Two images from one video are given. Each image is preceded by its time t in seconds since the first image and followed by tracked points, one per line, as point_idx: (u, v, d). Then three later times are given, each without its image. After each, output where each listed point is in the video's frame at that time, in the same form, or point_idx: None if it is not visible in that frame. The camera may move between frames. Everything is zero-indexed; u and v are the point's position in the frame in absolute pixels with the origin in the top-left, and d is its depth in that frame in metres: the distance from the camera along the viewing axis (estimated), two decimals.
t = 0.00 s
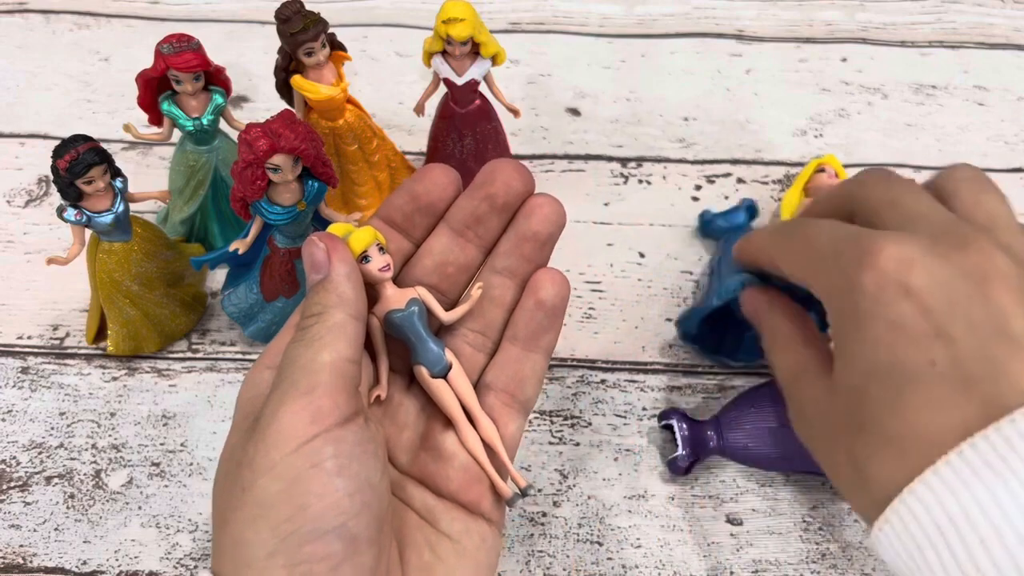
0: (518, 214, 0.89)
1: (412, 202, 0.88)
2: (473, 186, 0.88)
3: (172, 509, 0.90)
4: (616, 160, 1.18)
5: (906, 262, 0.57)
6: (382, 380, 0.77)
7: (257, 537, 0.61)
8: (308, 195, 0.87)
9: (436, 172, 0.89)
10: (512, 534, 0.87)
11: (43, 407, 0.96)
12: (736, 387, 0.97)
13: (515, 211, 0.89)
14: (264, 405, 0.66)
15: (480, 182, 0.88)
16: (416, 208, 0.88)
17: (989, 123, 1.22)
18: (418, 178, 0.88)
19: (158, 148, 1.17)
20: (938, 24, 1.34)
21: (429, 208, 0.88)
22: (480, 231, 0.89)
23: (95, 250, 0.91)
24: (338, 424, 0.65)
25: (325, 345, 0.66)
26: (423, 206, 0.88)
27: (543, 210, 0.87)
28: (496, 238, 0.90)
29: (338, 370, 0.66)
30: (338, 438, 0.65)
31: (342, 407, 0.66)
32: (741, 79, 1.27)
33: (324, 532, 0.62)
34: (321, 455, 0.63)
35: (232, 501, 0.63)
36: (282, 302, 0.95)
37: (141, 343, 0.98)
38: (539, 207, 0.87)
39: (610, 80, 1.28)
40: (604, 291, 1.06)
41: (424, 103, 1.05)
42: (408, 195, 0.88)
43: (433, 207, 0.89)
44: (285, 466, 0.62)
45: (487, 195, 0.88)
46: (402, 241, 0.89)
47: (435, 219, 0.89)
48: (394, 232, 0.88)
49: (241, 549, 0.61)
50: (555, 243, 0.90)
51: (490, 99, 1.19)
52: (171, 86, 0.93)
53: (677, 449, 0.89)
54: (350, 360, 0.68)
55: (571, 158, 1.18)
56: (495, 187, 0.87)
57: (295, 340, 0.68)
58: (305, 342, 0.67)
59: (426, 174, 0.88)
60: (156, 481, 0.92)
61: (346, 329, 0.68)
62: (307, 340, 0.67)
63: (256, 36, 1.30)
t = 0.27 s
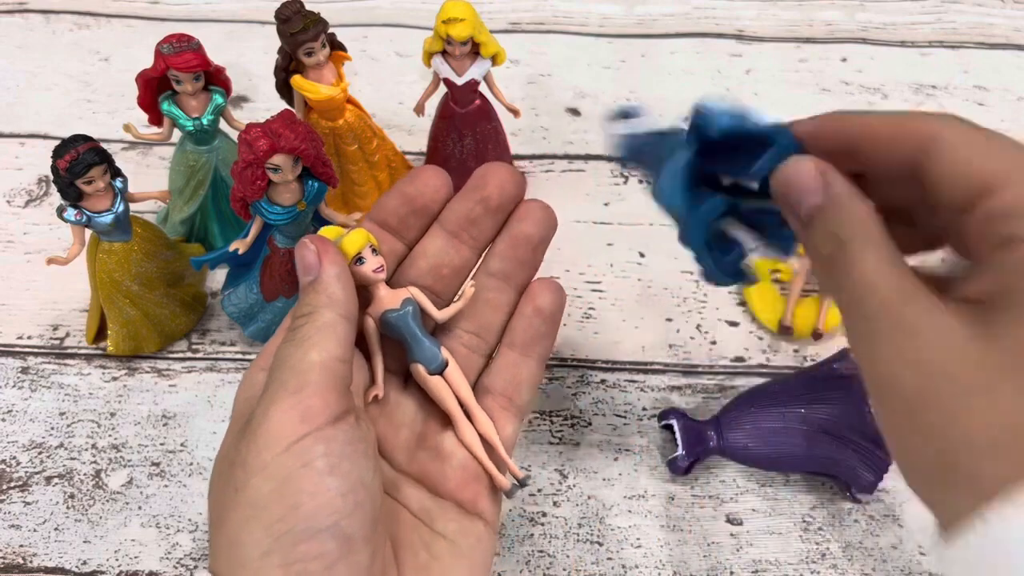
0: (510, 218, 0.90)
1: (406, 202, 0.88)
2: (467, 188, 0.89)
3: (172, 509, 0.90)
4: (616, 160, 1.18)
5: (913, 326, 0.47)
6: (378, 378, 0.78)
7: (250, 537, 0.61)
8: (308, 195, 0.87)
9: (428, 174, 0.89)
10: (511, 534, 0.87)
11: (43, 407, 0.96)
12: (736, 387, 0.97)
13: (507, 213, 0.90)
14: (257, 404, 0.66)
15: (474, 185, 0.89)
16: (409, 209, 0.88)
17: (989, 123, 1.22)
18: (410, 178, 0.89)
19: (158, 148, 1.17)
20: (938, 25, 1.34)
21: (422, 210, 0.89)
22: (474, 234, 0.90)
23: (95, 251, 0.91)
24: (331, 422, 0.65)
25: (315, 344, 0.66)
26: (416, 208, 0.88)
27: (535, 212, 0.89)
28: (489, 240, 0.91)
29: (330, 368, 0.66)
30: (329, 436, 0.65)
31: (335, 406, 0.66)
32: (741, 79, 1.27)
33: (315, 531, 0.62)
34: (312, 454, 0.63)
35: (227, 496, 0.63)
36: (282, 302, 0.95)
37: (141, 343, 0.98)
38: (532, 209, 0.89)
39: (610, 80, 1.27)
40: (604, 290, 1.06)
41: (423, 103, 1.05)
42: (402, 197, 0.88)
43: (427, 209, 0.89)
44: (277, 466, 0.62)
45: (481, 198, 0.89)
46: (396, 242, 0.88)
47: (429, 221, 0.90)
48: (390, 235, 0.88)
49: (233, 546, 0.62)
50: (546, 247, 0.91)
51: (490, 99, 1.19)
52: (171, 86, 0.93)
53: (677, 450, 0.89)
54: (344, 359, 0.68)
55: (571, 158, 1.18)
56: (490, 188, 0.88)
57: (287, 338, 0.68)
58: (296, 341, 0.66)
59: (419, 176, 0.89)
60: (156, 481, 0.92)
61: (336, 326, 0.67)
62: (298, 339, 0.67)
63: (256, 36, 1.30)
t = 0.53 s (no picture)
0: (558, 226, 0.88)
1: (440, 198, 0.87)
2: (515, 190, 0.87)
3: (172, 508, 0.90)
4: (616, 160, 1.18)
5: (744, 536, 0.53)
6: (405, 384, 0.74)
7: (267, 559, 0.61)
8: (308, 195, 0.87)
9: (468, 170, 0.88)
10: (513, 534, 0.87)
11: (43, 407, 0.96)
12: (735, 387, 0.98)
13: (555, 221, 0.88)
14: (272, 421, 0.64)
15: (523, 189, 0.86)
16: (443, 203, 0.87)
17: (989, 123, 1.22)
18: (445, 173, 0.88)
19: (158, 148, 1.17)
20: (938, 25, 1.34)
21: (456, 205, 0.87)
22: (514, 236, 0.88)
23: (95, 250, 0.91)
24: (344, 440, 0.62)
25: (327, 354, 0.63)
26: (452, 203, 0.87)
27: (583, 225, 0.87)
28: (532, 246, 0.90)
29: (344, 380, 0.63)
30: (344, 456, 0.62)
31: (351, 421, 0.63)
32: (741, 80, 1.27)
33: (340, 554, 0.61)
34: (329, 476, 0.61)
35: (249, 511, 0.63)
36: (282, 302, 0.95)
37: (141, 343, 0.98)
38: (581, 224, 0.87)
39: (610, 80, 1.27)
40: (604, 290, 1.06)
41: (423, 103, 1.06)
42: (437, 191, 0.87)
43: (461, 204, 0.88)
44: (291, 490, 0.61)
45: (528, 203, 0.86)
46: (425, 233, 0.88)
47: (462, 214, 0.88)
48: (417, 227, 0.87)
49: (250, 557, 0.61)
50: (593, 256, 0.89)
51: (490, 99, 1.19)
52: (171, 86, 0.93)
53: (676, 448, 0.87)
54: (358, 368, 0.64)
55: (571, 158, 1.18)
56: (537, 195, 0.86)
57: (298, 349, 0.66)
58: (308, 351, 0.64)
59: (458, 170, 0.88)
60: (156, 481, 0.92)
61: (347, 335, 0.64)
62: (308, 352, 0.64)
63: (256, 36, 1.30)
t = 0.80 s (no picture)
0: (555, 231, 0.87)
1: (434, 196, 0.86)
2: (513, 200, 0.84)
3: (171, 509, 0.90)
4: (616, 160, 1.18)
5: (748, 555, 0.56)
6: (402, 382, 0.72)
7: None
8: (308, 195, 0.87)
9: (466, 169, 0.87)
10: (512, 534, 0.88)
11: (42, 407, 0.96)
12: (735, 387, 0.98)
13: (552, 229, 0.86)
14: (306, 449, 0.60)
15: (521, 199, 0.83)
16: (440, 202, 0.86)
17: (989, 123, 1.22)
18: (446, 172, 0.86)
19: (158, 148, 1.17)
20: (938, 24, 1.34)
21: (451, 205, 0.87)
22: (510, 243, 0.86)
23: (94, 251, 0.91)
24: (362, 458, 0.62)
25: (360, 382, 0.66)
26: (447, 202, 0.86)
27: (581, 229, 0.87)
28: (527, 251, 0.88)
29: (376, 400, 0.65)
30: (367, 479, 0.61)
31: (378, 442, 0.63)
32: (742, 80, 1.27)
33: None
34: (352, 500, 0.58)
35: (268, 544, 0.56)
36: (282, 302, 0.95)
37: (141, 343, 0.98)
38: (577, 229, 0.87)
39: (610, 80, 1.27)
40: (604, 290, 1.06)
41: (424, 103, 1.06)
42: (433, 191, 0.86)
43: (457, 203, 0.87)
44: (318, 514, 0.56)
45: (526, 214, 0.83)
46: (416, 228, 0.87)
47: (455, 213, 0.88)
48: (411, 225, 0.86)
49: None
50: (587, 259, 0.89)
51: (490, 99, 1.19)
52: (170, 86, 0.93)
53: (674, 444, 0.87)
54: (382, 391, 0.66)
55: (571, 158, 1.18)
56: (534, 206, 0.83)
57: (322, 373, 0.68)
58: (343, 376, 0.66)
59: (456, 170, 0.86)
60: (155, 481, 0.92)
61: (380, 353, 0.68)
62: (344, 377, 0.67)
63: (256, 36, 1.30)
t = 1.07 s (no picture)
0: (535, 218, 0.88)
1: (419, 192, 0.86)
2: (492, 189, 0.85)
3: (171, 509, 0.90)
4: (616, 160, 1.18)
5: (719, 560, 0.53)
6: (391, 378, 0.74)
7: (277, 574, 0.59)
8: (308, 195, 0.87)
9: (446, 165, 0.87)
10: (513, 534, 0.88)
11: (42, 407, 0.96)
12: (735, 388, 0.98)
13: (534, 216, 0.87)
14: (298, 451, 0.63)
15: (501, 188, 0.85)
16: (422, 199, 0.87)
17: (989, 123, 1.22)
18: (426, 170, 0.87)
19: (157, 148, 1.17)
20: (938, 24, 1.34)
21: (434, 201, 0.87)
22: (495, 234, 0.87)
23: (94, 251, 0.91)
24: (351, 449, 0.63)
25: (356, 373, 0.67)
26: (430, 198, 0.87)
27: (562, 215, 0.87)
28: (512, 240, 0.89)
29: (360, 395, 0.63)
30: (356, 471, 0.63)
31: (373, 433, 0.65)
32: (742, 80, 1.27)
33: None
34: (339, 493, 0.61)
35: (257, 534, 0.61)
36: (282, 302, 0.95)
37: (141, 343, 0.98)
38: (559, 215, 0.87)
39: (610, 80, 1.27)
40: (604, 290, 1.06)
41: (424, 103, 1.05)
42: (415, 187, 0.86)
43: (441, 198, 0.87)
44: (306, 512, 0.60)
45: (506, 203, 0.85)
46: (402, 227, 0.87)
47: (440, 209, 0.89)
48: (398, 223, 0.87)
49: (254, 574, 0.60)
50: (574, 249, 0.90)
51: (490, 99, 1.19)
52: (170, 86, 0.93)
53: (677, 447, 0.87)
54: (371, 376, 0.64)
55: (571, 157, 1.18)
56: (515, 193, 0.84)
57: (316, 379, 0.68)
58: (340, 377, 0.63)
59: (437, 166, 0.87)
60: (155, 481, 0.92)
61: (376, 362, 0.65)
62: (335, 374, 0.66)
63: (256, 36, 1.30)
